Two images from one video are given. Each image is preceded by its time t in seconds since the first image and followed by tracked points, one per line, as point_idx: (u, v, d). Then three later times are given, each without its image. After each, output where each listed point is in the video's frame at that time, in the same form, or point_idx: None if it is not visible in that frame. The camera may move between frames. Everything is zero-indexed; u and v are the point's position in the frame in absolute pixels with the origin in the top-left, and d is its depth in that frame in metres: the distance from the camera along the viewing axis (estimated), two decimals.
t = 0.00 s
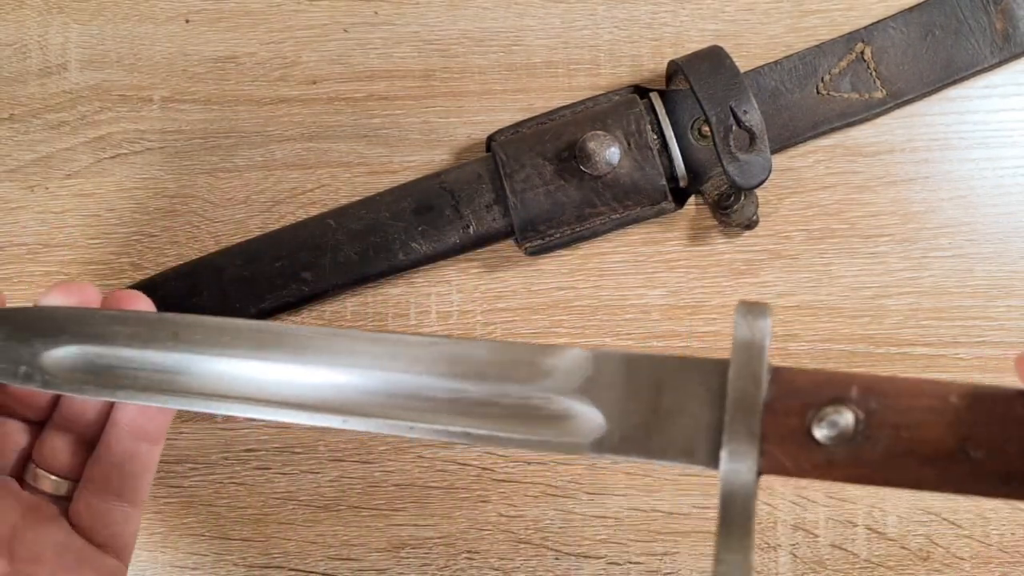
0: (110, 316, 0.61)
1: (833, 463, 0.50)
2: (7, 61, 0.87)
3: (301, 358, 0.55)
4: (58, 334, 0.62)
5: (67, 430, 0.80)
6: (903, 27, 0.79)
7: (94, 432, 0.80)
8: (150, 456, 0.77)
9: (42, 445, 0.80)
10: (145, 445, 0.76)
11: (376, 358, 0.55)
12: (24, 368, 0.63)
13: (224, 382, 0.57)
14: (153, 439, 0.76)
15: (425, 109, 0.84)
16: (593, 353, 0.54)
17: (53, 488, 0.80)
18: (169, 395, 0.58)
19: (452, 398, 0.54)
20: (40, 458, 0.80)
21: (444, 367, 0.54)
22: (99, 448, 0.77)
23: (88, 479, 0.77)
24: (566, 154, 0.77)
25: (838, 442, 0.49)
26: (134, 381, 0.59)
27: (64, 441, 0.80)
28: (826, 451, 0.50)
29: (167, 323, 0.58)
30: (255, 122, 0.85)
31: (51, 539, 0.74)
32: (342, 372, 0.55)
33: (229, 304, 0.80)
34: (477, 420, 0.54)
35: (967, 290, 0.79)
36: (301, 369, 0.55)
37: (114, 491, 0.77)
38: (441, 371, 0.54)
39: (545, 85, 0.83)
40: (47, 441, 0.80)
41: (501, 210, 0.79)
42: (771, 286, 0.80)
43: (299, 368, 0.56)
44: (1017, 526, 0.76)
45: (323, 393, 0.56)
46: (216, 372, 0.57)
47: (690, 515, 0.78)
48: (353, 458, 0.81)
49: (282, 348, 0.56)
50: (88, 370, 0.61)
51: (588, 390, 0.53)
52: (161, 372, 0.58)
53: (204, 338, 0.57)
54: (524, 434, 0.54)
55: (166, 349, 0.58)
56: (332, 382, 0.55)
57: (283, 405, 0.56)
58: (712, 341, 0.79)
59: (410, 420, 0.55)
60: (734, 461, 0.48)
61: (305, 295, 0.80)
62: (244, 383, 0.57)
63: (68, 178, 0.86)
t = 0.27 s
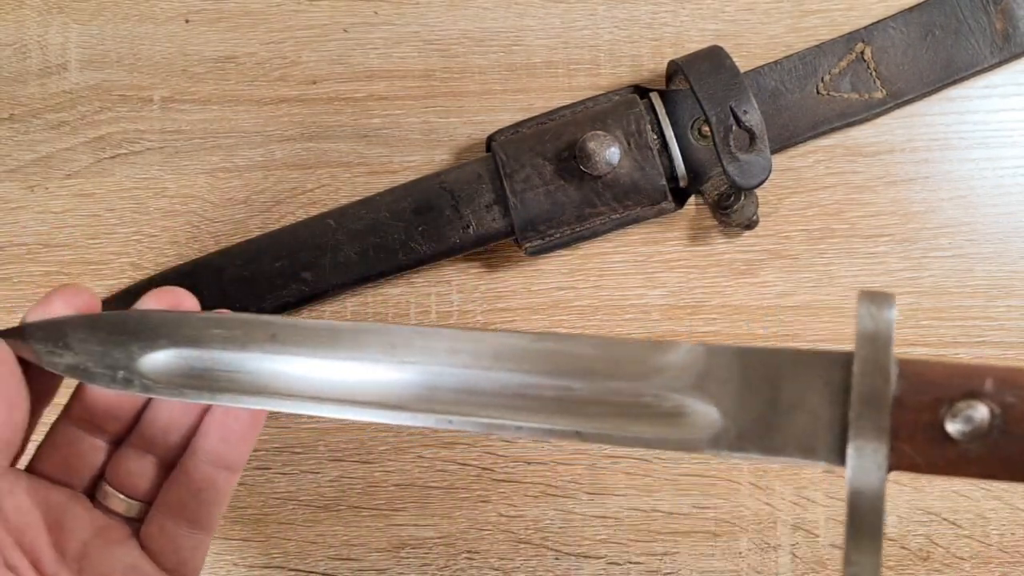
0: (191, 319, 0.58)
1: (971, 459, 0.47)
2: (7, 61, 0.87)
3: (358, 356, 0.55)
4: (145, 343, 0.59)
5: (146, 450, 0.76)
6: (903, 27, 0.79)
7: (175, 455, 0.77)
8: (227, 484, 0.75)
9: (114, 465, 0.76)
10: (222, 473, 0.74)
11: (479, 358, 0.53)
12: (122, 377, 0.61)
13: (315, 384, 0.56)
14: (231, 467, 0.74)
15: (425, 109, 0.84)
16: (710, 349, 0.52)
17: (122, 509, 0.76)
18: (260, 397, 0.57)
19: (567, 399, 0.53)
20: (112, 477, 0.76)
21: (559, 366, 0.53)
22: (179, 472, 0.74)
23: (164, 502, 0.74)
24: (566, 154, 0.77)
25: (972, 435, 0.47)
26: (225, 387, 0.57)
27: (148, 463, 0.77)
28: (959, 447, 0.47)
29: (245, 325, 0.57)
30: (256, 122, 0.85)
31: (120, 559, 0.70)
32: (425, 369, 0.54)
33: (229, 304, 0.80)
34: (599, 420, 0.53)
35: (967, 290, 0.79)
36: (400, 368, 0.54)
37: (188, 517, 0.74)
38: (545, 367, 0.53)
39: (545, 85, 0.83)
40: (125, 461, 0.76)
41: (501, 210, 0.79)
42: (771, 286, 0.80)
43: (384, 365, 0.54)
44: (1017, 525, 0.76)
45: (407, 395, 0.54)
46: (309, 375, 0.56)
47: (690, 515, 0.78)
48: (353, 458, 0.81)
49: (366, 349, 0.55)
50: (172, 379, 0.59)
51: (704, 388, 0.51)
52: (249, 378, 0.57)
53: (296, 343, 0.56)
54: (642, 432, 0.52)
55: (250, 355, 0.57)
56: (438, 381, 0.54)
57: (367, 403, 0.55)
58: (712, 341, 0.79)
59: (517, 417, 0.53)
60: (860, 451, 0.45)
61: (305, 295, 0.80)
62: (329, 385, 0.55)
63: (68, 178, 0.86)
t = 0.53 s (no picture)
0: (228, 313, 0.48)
1: None
2: (7, 61, 0.87)
3: (326, 346, 0.45)
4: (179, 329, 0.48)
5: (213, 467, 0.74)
6: (902, 27, 0.79)
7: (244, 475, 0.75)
8: (295, 507, 0.72)
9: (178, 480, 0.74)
10: (291, 494, 0.71)
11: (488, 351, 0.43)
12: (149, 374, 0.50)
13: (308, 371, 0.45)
14: (299, 490, 0.71)
15: (425, 109, 0.84)
16: (835, 351, 0.42)
17: (186, 525, 0.73)
18: (277, 390, 0.46)
19: (616, 384, 0.42)
20: (177, 492, 0.73)
21: (613, 358, 0.42)
22: (247, 493, 0.71)
23: (229, 523, 0.71)
24: (566, 154, 0.77)
25: None
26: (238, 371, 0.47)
27: (215, 478, 0.74)
28: None
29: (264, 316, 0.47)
30: (256, 122, 0.85)
31: None
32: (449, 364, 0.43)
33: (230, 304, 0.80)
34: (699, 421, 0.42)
35: (967, 290, 0.79)
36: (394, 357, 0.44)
37: (254, 540, 0.71)
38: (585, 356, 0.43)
39: (545, 85, 0.83)
40: (192, 477, 0.74)
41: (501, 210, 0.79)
42: (771, 285, 0.80)
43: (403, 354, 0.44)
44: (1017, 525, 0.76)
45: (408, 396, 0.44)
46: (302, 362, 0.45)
47: (690, 515, 0.78)
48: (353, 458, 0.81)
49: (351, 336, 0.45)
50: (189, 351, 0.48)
51: (814, 387, 0.41)
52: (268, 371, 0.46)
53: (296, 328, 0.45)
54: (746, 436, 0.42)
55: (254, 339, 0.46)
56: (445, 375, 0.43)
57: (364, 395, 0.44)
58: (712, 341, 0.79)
59: (526, 408, 0.43)
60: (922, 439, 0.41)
61: (305, 295, 0.80)
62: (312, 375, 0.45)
63: (68, 178, 0.86)
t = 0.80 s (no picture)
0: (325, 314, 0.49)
1: None
2: (6, 60, 0.87)
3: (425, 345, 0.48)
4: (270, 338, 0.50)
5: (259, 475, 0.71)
6: (902, 27, 0.79)
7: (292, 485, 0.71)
8: (344, 519, 0.69)
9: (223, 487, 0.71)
10: (341, 504, 0.68)
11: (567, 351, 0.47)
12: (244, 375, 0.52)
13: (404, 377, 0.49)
14: (349, 501, 0.69)
15: (425, 109, 0.84)
16: (921, 351, 0.45)
17: (230, 533, 0.70)
18: (385, 394, 0.50)
19: (686, 384, 0.47)
20: (222, 498, 0.71)
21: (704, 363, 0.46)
22: (294, 502, 0.68)
23: (276, 531, 0.69)
24: (566, 154, 0.77)
25: None
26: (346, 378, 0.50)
27: (263, 486, 0.71)
28: None
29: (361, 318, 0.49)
30: (256, 122, 0.85)
31: None
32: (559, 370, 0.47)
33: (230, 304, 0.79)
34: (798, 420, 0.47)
35: (967, 290, 0.79)
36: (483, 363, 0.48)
37: (300, 552, 0.68)
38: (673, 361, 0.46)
39: (545, 85, 0.83)
40: (237, 485, 0.71)
41: (501, 210, 0.79)
42: (771, 285, 0.80)
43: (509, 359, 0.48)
44: (1017, 525, 0.76)
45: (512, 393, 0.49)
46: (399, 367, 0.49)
47: (690, 515, 0.78)
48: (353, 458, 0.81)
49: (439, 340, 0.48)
50: (290, 365, 0.50)
51: (899, 384, 0.46)
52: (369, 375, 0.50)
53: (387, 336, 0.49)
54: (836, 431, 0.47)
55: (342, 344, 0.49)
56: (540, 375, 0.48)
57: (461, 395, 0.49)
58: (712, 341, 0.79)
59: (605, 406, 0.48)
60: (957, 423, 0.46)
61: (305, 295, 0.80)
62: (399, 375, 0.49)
63: (67, 179, 0.86)
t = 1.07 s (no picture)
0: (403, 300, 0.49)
1: None
2: (6, 60, 0.87)
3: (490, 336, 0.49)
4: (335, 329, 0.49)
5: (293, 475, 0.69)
6: (902, 27, 0.79)
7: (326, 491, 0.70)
8: (377, 527, 0.67)
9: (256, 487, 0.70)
10: (375, 514, 0.67)
11: (635, 345, 0.48)
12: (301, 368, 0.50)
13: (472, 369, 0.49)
14: (383, 509, 0.67)
15: (425, 109, 0.84)
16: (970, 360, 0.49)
17: (258, 535, 0.70)
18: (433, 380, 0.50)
19: (746, 383, 0.49)
20: (254, 500, 0.70)
21: (767, 365, 0.48)
22: (326, 509, 0.67)
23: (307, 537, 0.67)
24: (566, 154, 0.77)
25: None
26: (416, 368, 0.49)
27: (297, 490, 0.70)
28: None
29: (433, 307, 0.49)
30: (256, 122, 0.85)
31: None
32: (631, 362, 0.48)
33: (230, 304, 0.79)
34: (854, 419, 0.50)
35: (967, 290, 0.79)
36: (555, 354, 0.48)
37: (330, 562, 0.67)
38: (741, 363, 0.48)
39: (545, 85, 0.83)
40: (271, 487, 0.70)
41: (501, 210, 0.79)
42: (771, 285, 0.80)
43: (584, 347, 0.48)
44: (1017, 525, 0.76)
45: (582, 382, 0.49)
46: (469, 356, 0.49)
47: (690, 515, 0.78)
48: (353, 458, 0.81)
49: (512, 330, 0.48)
50: (357, 357, 0.49)
51: (949, 381, 0.49)
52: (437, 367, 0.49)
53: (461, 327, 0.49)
54: (888, 433, 0.50)
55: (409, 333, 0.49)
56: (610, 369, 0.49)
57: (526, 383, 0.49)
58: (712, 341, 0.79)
59: (666, 405, 0.49)
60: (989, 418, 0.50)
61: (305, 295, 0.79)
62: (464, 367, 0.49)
63: (67, 179, 0.86)
